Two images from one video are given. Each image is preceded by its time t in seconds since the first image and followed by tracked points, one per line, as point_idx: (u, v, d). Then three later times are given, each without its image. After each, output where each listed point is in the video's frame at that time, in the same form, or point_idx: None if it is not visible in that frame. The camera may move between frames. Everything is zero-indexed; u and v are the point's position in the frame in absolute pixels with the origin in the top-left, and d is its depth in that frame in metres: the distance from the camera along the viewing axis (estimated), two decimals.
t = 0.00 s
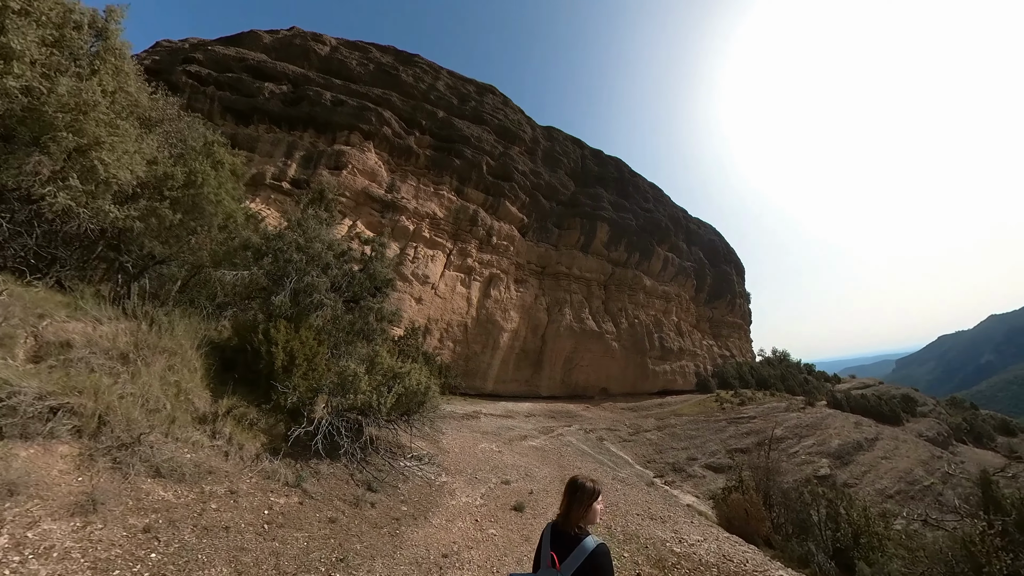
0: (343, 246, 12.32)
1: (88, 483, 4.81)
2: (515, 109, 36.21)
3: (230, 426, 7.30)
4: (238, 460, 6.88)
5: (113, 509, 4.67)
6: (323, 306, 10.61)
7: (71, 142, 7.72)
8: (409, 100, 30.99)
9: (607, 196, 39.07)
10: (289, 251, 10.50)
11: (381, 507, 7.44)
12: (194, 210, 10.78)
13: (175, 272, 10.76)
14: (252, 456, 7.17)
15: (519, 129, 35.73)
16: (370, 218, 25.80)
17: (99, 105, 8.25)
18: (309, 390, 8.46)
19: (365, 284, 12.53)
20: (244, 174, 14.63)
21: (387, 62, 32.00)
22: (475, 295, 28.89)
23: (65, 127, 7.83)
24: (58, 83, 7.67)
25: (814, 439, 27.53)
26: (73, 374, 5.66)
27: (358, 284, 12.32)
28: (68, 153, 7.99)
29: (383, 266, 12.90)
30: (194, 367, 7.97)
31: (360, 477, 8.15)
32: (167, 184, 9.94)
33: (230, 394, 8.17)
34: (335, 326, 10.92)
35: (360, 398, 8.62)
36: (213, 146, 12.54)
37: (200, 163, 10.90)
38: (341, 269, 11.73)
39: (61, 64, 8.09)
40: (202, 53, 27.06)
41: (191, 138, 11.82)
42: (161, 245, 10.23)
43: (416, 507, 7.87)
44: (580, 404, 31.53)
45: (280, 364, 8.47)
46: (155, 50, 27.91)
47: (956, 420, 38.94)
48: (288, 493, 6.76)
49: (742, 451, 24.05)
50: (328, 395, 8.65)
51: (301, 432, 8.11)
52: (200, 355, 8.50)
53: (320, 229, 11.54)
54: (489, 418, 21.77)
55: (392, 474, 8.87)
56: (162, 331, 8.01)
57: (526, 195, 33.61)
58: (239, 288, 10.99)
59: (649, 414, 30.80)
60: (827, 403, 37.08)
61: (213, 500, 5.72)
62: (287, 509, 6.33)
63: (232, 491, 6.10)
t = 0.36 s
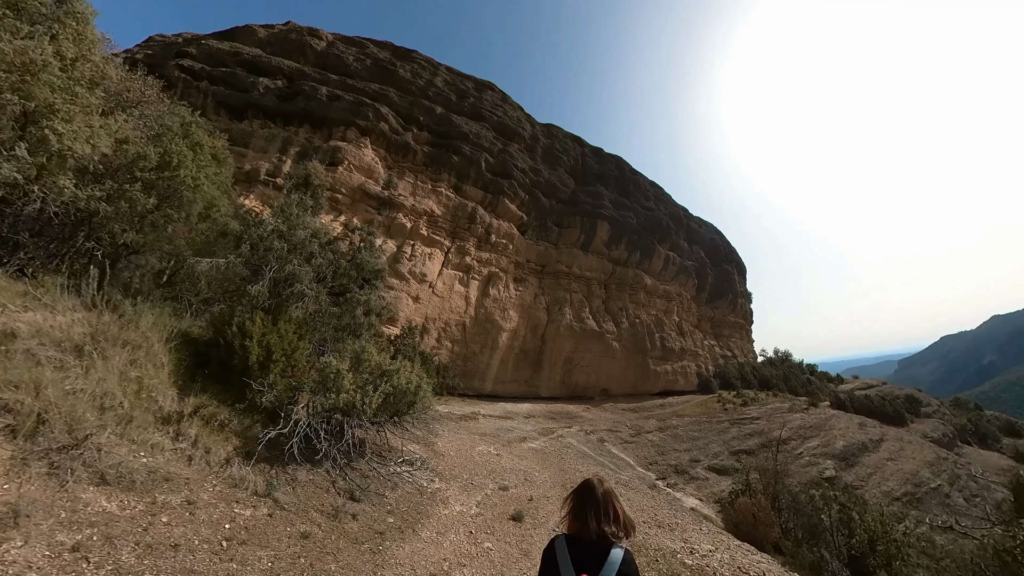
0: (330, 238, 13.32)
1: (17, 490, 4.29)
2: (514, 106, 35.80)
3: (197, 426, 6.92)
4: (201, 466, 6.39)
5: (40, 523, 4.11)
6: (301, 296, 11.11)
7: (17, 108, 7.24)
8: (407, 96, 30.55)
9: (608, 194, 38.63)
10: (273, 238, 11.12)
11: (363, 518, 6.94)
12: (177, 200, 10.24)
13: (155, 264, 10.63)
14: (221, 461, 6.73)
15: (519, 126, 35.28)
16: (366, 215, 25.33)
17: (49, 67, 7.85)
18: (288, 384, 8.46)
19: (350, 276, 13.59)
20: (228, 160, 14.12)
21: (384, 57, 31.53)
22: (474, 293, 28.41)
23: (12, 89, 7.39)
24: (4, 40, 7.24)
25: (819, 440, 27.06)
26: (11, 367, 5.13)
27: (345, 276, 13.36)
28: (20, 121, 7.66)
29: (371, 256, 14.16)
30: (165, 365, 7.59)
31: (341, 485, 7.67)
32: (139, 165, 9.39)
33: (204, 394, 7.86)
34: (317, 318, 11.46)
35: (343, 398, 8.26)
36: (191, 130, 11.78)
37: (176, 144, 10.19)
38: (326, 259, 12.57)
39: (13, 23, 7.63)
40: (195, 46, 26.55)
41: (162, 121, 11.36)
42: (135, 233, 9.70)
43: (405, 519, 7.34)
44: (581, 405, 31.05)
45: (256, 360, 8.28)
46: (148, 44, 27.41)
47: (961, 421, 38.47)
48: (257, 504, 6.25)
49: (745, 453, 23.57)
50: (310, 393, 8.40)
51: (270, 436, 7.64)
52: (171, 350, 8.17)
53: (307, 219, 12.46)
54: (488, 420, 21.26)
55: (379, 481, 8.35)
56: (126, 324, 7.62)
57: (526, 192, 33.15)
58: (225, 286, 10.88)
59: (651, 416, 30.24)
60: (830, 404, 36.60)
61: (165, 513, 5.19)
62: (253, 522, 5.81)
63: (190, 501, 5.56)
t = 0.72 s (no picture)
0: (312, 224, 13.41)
1: None
2: (513, 102, 35.36)
3: (154, 422, 6.57)
4: (155, 467, 5.99)
5: None
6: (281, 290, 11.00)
7: None
8: (404, 92, 30.10)
9: (608, 192, 38.19)
10: (251, 221, 11.08)
11: (337, 529, 6.44)
12: (152, 182, 9.97)
13: (123, 249, 10.13)
14: (181, 461, 6.37)
15: (517, 122, 34.82)
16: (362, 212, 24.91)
17: None
18: (262, 372, 8.15)
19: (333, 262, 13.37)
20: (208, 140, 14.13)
21: (381, 53, 31.06)
22: (472, 292, 27.91)
23: None
24: None
25: (824, 440, 26.55)
26: None
27: (328, 262, 13.23)
28: None
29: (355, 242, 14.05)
30: (124, 356, 7.25)
31: (318, 490, 7.23)
32: (107, 141, 8.79)
33: (171, 388, 7.59)
34: (295, 310, 11.24)
35: (323, 392, 7.81)
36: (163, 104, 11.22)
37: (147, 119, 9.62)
38: (308, 244, 12.57)
39: None
40: (187, 40, 26.06)
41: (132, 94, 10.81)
42: (105, 216, 9.23)
43: (388, 529, 6.85)
44: (581, 405, 30.54)
45: (225, 352, 7.91)
46: (140, 39, 26.90)
47: (966, 421, 37.95)
48: (214, 512, 5.76)
49: (749, 453, 23.03)
50: (286, 387, 8.06)
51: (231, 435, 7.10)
52: (134, 340, 7.86)
53: (287, 200, 12.69)
54: (485, 420, 20.74)
55: (360, 486, 7.86)
56: (83, 311, 7.25)
57: (524, 189, 32.69)
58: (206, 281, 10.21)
59: (653, 416, 29.72)
60: (834, 404, 36.07)
61: (99, 521, 4.64)
62: (206, 533, 5.29)
63: (132, 508, 5.07)
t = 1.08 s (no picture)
0: (292, 208, 12.69)
1: None
2: (512, 99, 34.90)
3: (100, 425, 6.09)
4: (96, 474, 5.43)
5: None
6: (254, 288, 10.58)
7: None
8: (401, 87, 29.59)
9: (608, 190, 37.71)
10: (224, 205, 10.73)
11: (306, 548, 5.91)
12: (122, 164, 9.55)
13: (94, 239, 9.44)
14: (133, 468, 5.92)
15: (517, 119, 34.33)
16: (358, 209, 24.43)
17: None
18: (226, 363, 7.99)
19: (313, 252, 13.17)
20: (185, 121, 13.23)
21: (378, 47, 30.54)
22: (470, 290, 27.37)
23: None
24: None
25: (829, 442, 26.05)
26: None
27: (307, 251, 13.03)
28: None
29: (337, 228, 13.71)
30: (74, 356, 6.77)
31: (287, 503, 6.75)
32: (67, 115, 8.21)
33: (125, 382, 7.35)
34: (270, 304, 10.94)
35: (296, 391, 7.40)
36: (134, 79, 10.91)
37: (113, 94, 9.22)
38: (289, 231, 12.07)
39: None
40: (179, 33, 25.51)
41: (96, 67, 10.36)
42: (68, 199, 8.62)
43: (366, 546, 6.33)
44: (582, 406, 29.99)
45: (186, 346, 7.71)
46: (131, 32, 26.31)
47: (971, 422, 37.53)
48: (156, 530, 5.20)
49: (753, 455, 22.51)
50: (257, 386, 7.57)
51: (184, 440, 6.63)
52: (88, 332, 7.48)
53: (263, 181, 12.32)
54: (484, 421, 20.19)
55: (338, 497, 7.38)
56: (27, 298, 6.65)
57: (524, 186, 32.18)
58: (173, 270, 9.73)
59: (654, 417, 29.21)
60: (837, 405, 35.58)
61: (6, 542, 3.94)
62: (141, 557, 4.70)
63: (55, 524, 4.42)
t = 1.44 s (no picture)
0: (275, 192, 12.58)
1: None
2: (512, 95, 34.49)
3: (45, 421, 5.56)
4: (34, 477, 4.96)
5: None
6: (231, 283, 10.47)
7: None
8: (399, 82, 29.17)
9: (610, 188, 37.30)
10: (198, 184, 10.25)
11: (273, 565, 5.42)
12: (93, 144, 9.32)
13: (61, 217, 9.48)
14: (83, 470, 5.48)
15: (517, 116, 33.91)
16: (354, 205, 24.05)
17: None
18: (196, 356, 7.66)
19: (295, 238, 12.81)
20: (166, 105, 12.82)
21: (376, 42, 30.13)
22: (469, 289, 26.92)
23: None
24: None
25: (833, 443, 25.58)
26: None
27: (289, 236, 12.67)
28: None
29: (321, 212, 13.17)
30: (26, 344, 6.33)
31: (257, 512, 6.29)
32: (29, 86, 7.98)
33: (79, 375, 6.93)
34: (251, 299, 10.67)
35: (269, 387, 6.96)
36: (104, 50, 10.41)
37: (83, 66, 8.92)
38: (273, 217, 11.79)
39: None
40: (174, 27, 25.11)
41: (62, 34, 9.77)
42: (35, 180, 8.78)
43: (344, 562, 5.83)
44: (582, 407, 29.51)
45: (150, 333, 7.39)
46: (125, 26, 25.85)
47: (976, 423, 37.07)
48: (94, 544, 4.67)
49: (757, 457, 22.03)
50: (227, 380, 7.24)
51: (140, 435, 6.26)
52: (44, 321, 7.09)
53: (244, 162, 11.82)
54: (483, 422, 19.69)
55: (318, 505, 6.93)
56: None
57: (524, 184, 31.75)
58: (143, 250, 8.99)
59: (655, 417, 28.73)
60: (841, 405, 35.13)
61: None
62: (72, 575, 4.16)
63: None
